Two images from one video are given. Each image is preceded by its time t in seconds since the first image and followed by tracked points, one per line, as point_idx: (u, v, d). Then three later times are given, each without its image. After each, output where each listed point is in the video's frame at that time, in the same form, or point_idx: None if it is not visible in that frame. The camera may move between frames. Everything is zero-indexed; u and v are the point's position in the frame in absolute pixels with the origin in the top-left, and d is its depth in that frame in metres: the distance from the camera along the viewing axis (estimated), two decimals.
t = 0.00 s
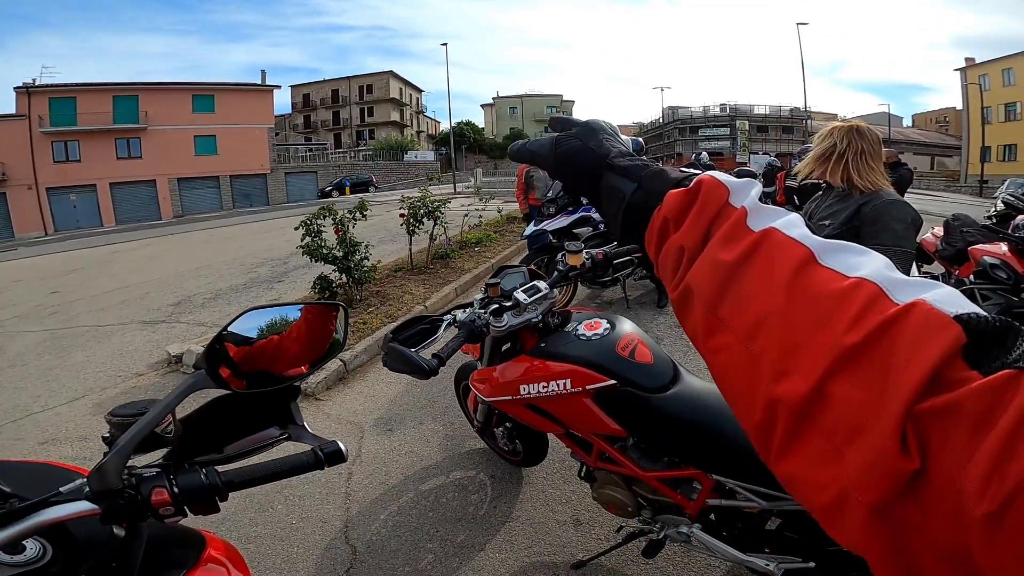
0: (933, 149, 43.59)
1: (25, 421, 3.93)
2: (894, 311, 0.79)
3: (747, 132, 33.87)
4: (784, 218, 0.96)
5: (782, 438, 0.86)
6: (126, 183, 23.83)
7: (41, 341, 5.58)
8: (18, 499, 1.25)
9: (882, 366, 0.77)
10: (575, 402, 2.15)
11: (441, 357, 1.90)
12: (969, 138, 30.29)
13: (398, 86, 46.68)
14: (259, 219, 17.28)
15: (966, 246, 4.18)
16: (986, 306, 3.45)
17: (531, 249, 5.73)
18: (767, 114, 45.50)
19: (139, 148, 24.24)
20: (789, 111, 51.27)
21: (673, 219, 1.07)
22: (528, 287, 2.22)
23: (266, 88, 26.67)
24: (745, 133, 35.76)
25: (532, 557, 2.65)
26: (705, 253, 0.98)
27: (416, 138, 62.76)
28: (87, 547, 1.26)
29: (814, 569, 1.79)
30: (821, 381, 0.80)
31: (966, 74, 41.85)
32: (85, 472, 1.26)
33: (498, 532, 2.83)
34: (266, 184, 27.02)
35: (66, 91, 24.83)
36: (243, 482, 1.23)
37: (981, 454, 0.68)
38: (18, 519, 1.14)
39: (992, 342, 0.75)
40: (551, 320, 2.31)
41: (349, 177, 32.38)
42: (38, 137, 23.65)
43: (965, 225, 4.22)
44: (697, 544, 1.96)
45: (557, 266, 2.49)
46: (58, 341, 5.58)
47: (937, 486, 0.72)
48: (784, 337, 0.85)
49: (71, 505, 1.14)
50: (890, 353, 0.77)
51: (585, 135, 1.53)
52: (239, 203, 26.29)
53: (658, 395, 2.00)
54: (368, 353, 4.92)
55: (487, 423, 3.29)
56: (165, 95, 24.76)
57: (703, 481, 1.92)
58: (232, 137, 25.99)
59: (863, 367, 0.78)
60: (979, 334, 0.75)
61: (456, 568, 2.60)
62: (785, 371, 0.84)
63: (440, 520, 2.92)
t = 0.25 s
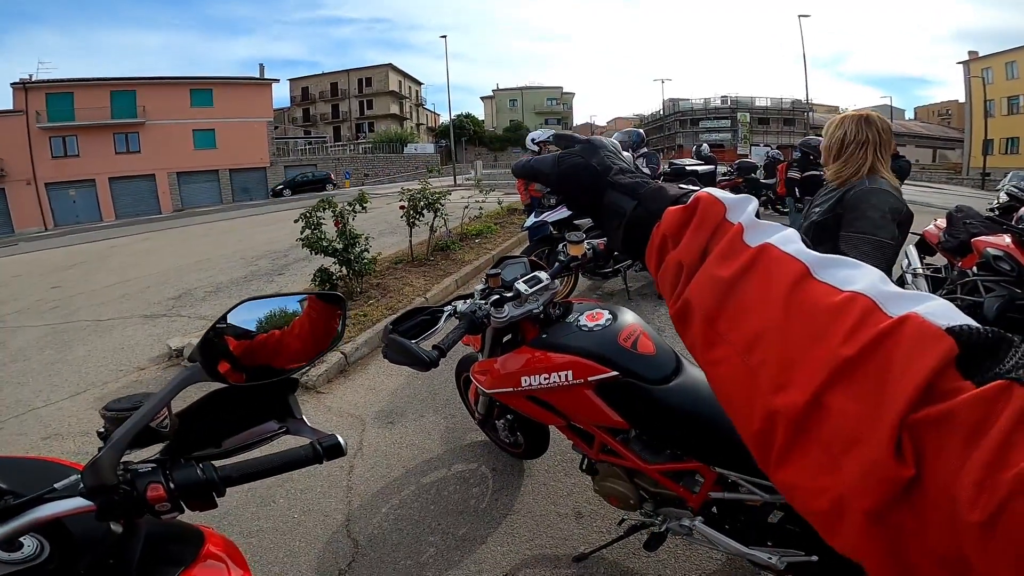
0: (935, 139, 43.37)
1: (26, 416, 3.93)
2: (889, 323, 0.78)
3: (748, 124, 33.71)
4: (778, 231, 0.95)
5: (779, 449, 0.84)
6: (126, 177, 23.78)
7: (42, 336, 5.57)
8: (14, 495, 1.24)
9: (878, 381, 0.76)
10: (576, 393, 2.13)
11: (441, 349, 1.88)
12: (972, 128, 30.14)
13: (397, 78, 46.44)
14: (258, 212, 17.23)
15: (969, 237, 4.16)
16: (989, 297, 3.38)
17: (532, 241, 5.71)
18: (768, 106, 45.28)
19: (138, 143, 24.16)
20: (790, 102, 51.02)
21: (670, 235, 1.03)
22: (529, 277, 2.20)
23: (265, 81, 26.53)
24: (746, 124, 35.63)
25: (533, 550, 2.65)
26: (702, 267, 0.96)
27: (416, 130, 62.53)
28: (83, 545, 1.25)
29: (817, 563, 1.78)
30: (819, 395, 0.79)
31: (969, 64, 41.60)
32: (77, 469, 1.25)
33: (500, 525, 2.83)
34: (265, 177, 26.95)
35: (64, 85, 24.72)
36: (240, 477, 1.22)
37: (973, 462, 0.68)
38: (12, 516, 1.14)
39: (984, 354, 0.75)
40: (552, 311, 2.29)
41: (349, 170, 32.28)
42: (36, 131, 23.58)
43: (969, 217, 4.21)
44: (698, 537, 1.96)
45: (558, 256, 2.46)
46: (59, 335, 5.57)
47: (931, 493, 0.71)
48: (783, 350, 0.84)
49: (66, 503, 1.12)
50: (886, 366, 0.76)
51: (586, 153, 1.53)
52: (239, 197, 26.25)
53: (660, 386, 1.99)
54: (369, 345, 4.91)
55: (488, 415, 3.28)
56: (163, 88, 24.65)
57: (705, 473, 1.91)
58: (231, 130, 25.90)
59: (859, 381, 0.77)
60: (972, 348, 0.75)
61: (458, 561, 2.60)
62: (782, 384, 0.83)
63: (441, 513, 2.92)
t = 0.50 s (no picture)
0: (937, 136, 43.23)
1: (25, 408, 3.92)
2: (852, 369, 0.75)
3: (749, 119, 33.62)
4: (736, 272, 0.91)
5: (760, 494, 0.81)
6: (125, 169, 23.71)
7: (40, 328, 5.56)
8: (7, 490, 1.21)
9: (848, 427, 0.73)
10: (576, 386, 2.12)
11: (441, 341, 1.87)
12: (973, 125, 30.07)
13: (397, 71, 46.25)
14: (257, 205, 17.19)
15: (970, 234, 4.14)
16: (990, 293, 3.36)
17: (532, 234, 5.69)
18: (769, 101, 45.16)
19: (137, 135, 24.08)
20: (792, 97, 50.87)
21: (635, 290, 0.98)
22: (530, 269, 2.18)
23: (265, 73, 26.43)
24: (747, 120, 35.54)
25: (532, 544, 2.64)
26: (671, 319, 0.91)
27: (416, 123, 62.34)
28: (78, 539, 1.24)
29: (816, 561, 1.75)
30: (793, 442, 0.76)
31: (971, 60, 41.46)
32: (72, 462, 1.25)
33: (498, 519, 2.82)
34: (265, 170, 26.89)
35: (62, 76, 24.61)
36: (237, 470, 1.21)
37: (936, 499, 0.67)
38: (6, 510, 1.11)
39: (944, 392, 0.73)
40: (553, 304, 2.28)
41: (348, 163, 32.19)
42: (35, 123, 23.48)
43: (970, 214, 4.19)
44: (697, 532, 1.95)
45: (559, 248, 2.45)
46: (58, 328, 5.56)
47: (910, 535, 0.70)
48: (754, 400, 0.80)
49: (59, 497, 1.10)
50: (856, 411, 0.73)
51: (544, 202, 1.60)
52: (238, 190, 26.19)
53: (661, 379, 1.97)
54: (368, 338, 4.90)
55: (487, 408, 3.27)
56: (162, 80, 24.54)
57: (705, 468, 1.90)
58: (231, 123, 25.80)
59: (830, 430, 0.74)
60: (935, 386, 0.73)
61: (456, 555, 2.59)
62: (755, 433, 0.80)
63: (440, 507, 2.91)
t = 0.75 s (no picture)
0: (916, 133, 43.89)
1: (4, 413, 3.84)
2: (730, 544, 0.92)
3: (733, 116, 33.87)
4: (619, 471, 1.08)
5: None
6: (105, 170, 23.34)
7: (19, 331, 5.46)
8: None
9: None
10: (563, 383, 2.13)
11: (426, 339, 1.85)
12: (952, 122, 30.53)
13: (382, 69, 45.99)
14: (240, 205, 17.01)
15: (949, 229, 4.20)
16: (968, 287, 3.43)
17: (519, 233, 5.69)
18: (753, 99, 45.53)
19: (116, 135, 23.71)
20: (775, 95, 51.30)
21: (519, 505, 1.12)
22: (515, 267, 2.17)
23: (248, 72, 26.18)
24: (732, 117, 35.79)
25: (523, 542, 2.64)
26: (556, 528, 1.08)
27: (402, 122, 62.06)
28: (56, 542, 1.20)
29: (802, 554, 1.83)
30: None
31: (950, 58, 42.08)
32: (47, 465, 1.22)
33: (488, 518, 2.82)
34: (249, 169, 26.63)
35: (39, 75, 24.16)
36: (217, 473, 1.20)
37: None
38: None
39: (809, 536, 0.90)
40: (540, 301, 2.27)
41: (334, 162, 31.97)
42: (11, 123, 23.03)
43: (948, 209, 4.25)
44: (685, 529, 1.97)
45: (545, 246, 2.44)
46: (37, 331, 5.46)
47: None
48: None
49: (37, 501, 1.10)
50: None
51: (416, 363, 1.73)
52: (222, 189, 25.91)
53: (647, 375, 1.96)
54: (355, 338, 4.86)
55: (475, 407, 3.26)
56: (142, 79, 24.18)
57: (692, 464, 1.91)
58: (213, 122, 25.51)
59: None
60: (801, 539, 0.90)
61: (447, 554, 2.58)
62: None
63: (430, 507, 2.90)
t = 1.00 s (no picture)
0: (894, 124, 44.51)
1: None
2: None
3: (714, 109, 34.08)
4: None
5: None
6: (80, 169, 22.86)
7: None
8: None
9: None
10: (548, 377, 2.11)
11: (408, 335, 1.82)
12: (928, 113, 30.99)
13: (363, 64, 45.57)
14: (220, 202, 16.79)
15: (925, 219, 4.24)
16: (945, 276, 3.46)
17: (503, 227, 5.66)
18: (734, 92, 45.85)
19: (91, 133, 23.24)
20: (756, 88, 51.72)
21: None
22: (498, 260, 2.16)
23: (226, 69, 25.80)
24: (713, 110, 36.01)
25: (514, 537, 2.63)
26: None
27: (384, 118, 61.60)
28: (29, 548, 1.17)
29: (790, 544, 1.86)
30: None
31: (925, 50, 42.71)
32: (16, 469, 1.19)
33: (478, 514, 2.80)
34: (229, 167, 26.27)
35: (9, 73, 23.56)
36: (190, 475, 1.17)
37: None
38: None
39: None
40: (523, 294, 2.25)
41: (315, 158, 31.65)
42: None
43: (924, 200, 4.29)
44: (674, 521, 1.96)
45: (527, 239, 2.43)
46: (11, 334, 5.33)
47: None
48: None
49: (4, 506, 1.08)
50: None
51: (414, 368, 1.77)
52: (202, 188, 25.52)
53: (632, 368, 1.95)
54: (339, 335, 4.81)
55: (461, 403, 3.24)
56: (117, 75, 23.69)
57: (679, 457, 1.91)
58: (191, 119, 25.10)
59: None
60: None
61: (437, 551, 2.57)
62: None
63: (419, 504, 2.88)
